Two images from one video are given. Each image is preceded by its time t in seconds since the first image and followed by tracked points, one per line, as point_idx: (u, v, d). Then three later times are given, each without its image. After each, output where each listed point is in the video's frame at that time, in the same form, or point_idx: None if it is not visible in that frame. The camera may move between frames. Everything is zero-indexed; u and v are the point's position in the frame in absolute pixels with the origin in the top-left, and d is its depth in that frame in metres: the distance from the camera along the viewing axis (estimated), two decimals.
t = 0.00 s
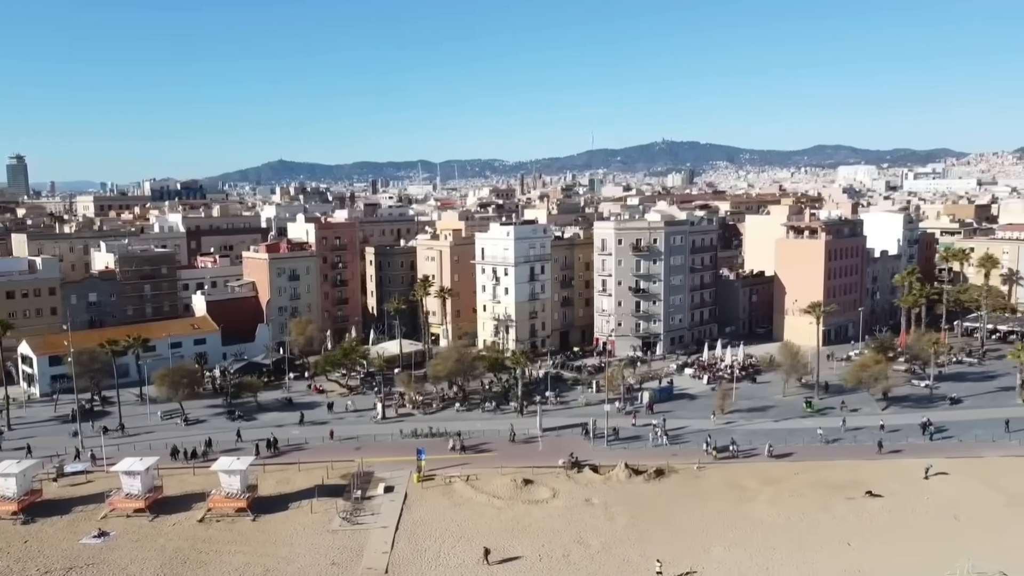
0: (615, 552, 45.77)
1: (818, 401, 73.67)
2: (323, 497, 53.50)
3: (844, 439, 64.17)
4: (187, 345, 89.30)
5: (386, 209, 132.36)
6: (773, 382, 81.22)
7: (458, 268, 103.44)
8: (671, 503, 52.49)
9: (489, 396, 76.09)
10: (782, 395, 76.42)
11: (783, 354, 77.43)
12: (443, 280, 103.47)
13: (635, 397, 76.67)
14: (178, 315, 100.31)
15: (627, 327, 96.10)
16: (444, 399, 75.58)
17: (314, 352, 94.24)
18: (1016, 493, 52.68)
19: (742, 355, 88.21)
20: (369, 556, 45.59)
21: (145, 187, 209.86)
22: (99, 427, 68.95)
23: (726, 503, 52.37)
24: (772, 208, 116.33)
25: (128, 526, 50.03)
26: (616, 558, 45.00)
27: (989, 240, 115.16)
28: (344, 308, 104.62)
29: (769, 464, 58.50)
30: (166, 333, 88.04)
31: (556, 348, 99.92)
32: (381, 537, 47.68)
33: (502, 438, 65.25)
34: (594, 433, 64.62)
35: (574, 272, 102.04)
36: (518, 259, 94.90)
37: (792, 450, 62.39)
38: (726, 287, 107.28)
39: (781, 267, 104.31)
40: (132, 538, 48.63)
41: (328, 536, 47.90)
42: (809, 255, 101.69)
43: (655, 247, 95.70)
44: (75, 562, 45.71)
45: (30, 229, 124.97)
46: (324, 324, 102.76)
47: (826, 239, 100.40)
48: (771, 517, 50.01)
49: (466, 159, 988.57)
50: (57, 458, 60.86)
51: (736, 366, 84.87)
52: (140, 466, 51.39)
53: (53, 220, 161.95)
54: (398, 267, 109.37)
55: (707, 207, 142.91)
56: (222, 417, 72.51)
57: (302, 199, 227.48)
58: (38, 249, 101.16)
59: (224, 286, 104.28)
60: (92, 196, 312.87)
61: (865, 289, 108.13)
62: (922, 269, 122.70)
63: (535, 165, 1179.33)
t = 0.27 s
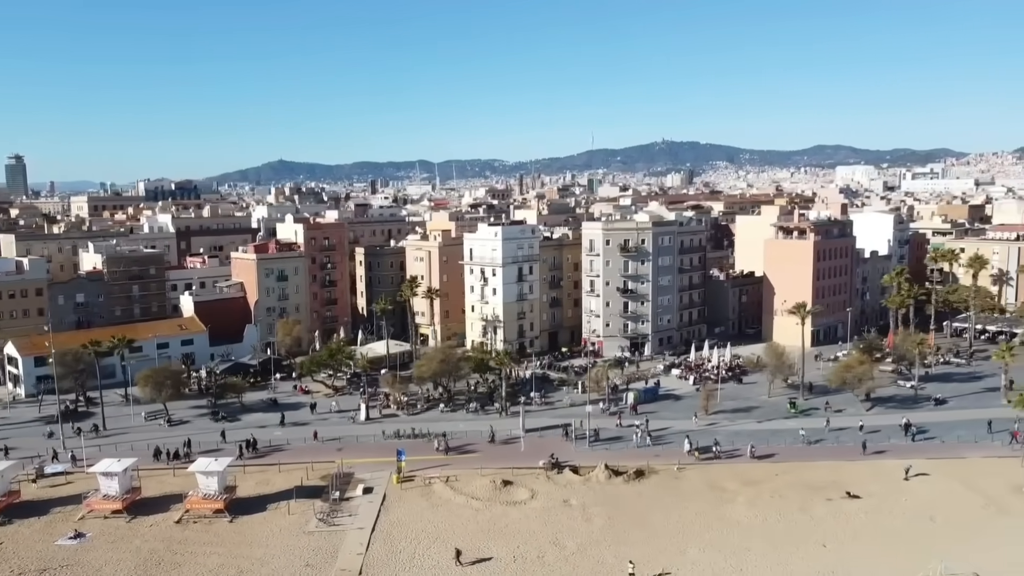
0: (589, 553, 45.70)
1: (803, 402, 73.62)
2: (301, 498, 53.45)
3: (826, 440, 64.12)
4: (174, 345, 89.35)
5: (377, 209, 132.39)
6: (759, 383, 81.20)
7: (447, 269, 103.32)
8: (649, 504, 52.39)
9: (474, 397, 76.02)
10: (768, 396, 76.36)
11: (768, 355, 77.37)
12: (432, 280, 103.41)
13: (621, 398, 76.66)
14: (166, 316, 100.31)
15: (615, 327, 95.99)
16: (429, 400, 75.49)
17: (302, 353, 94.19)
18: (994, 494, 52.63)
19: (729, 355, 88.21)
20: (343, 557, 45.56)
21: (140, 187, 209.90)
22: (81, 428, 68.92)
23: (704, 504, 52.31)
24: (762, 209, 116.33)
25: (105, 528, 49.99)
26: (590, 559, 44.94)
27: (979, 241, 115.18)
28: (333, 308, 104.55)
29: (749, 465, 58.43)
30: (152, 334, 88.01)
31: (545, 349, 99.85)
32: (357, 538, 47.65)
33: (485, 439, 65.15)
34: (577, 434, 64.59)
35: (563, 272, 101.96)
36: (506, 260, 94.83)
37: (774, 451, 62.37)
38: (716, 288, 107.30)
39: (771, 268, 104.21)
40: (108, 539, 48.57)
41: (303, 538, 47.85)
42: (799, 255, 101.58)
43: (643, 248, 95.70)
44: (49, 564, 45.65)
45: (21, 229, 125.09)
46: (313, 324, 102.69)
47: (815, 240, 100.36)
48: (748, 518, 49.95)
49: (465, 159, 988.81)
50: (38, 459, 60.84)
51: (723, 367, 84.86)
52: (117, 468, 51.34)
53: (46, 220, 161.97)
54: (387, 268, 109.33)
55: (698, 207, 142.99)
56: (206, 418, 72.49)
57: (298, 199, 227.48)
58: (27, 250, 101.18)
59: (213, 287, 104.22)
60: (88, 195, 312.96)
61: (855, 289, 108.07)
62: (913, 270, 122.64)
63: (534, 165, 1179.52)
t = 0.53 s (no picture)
0: (564, 554, 45.67)
1: (787, 403, 73.54)
2: (279, 499, 53.40)
3: (808, 441, 64.07)
4: (161, 346, 89.39)
5: (368, 210, 132.37)
6: (745, 384, 81.12)
7: (435, 269, 103.26)
8: (627, 505, 52.33)
9: (458, 398, 75.97)
10: (752, 397, 76.32)
11: (753, 356, 77.32)
12: (421, 281, 103.32)
13: (605, 398, 76.63)
14: (155, 316, 100.30)
15: (603, 328, 95.97)
16: (413, 400, 75.45)
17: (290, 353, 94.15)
18: (972, 497, 52.65)
19: (715, 356, 88.19)
20: (318, 559, 45.50)
21: (134, 187, 209.80)
22: (64, 429, 68.86)
23: (682, 505, 52.28)
24: (752, 209, 116.31)
25: (81, 529, 49.92)
26: (564, 560, 44.92)
27: (969, 242, 115.10)
28: (322, 309, 104.52)
29: (730, 466, 58.37)
30: (139, 335, 87.95)
31: (533, 349, 99.73)
32: (332, 540, 47.62)
33: (467, 440, 65.10)
34: (558, 435, 64.55)
35: (551, 273, 101.90)
36: (493, 260, 94.78)
37: (756, 452, 62.33)
38: (705, 288, 107.26)
39: (759, 268, 104.15)
40: (83, 540, 48.51)
41: (279, 539, 47.82)
42: (787, 255, 101.51)
43: (630, 248, 95.70)
44: (23, 565, 45.59)
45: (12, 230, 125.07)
46: (301, 325, 102.59)
47: (803, 241, 100.30)
48: (725, 520, 49.93)
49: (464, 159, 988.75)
50: (18, 460, 60.76)
51: (709, 367, 84.81)
52: (94, 469, 51.27)
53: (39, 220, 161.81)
54: (377, 268, 109.29)
55: (690, 208, 142.94)
56: (189, 419, 72.43)
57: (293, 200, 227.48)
58: (15, 251, 101.14)
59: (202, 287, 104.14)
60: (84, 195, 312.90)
61: (844, 290, 108.01)
62: (903, 270, 122.62)
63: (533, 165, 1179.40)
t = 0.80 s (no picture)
0: (534, 556, 45.63)
1: (769, 405, 73.46)
2: (253, 501, 53.36)
3: (787, 442, 64.04)
4: (145, 347, 89.40)
5: (357, 210, 132.28)
6: (728, 384, 81.06)
7: (422, 270, 103.17)
8: (601, 507, 52.28)
9: (440, 399, 75.91)
10: (735, 397, 76.25)
11: (736, 357, 77.26)
12: (408, 281, 103.24)
13: (588, 399, 76.57)
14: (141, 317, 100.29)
15: (589, 329, 95.93)
16: (395, 401, 75.37)
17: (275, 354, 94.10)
18: (947, 498, 52.56)
19: (700, 357, 88.13)
20: (287, 560, 45.42)
21: (128, 187, 209.75)
22: (43, 430, 68.80)
23: (656, 506, 52.25)
24: (740, 210, 116.27)
25: (54, 531, 49.88)
26: (533, 562, 44.89)
27: (958, 242, 115.02)
28: (309, 310, 104.47)
29: (706, 467, 58.31)
30: (123, 335, 87.92)
31: (519, 350, 99.62)
32: (303, 541, 47.58)
33: (446, 441, 65.02)
34: (537, 436, 64.52)
35: (537, 273, 101.81)
36: (479, 261, 94.72)
37: (734, 453, 62.28)
38: (692, 289, 107.22)
39: (746, 269, 104.06)
40: (54, 542, 48.47)
41: (250, 541, 47.78)
42: (774, 256, 101.43)
43: (616, 249, 95.67)
44: None
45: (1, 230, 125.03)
46: (288, 325, 102.54)
47: (790, 241, 100.26)
48: (697, 521, 49.86)
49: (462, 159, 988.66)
50: None
51: (693, 368, 84.80)
52: (67, 471, 51.21)
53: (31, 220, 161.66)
54: (364, 269, 109.26)
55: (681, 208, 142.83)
56: (170, 420, 72.35)
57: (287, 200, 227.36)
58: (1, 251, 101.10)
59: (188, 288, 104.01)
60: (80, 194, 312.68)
61: (832, 291, 107.95)
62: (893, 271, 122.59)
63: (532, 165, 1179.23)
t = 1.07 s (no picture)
0: (508, 558, 45.60)
1: (753, 405, 73.40)
2: (231, 502, 53.33)
3: (769, 443, 64.01)
4: (132, 347, 89.35)
5: (348, 210, 132.19)
6: (714, 386, 81.03)
7: (410, 270, 103.09)
8: (578, 508, 52.24)
9: (424, 399, 75.84)
10: (719, 398, 76.18)
11: (720, 358, 77.23)
12: (396, 282, 103.18)
13: (572, 400, 76.52)
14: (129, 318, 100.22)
15: (577, 329, 95.89)
16: (379, 402, 75.29)
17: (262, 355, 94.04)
18: (925, 499, 52.55)
19: (687, 357, 88.13)
20: (261, 562, 45.36)
21: (122, 187, 209.61)
22: (26, 431, 68.74)
23: (633, 507, 52.20)
24: (730, 210, 116.20)
25: (30, 532, 49.84)
26: (506, 564, 44.86)
27: (948, 242, 114.95)
28: (297, 310, 104.40)
29: (686, 468, 58.25)
30: (108, 336, 87.85)
31: (507, 350, 99.55)
32: (278, 543, 47.53)
33: (429, 442, 64.93)
34: (519, 437, 64.49)
35: (526, 274, 101.71)
36: (466, 261, 94.66)
37: (716, 454, 62.21)
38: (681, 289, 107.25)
39: (735, 269, 104.02)
40: (30, 543, 48.43)
41: (226, 542, 47.76)
42: (762, 257, 101.40)
43: (604, 249, 95.65)
44: None
45: None
46: (276, 326, 102.47)
47: (778, 242, 100.20)
48: (674, 522, 49.81)
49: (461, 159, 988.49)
50: None
51: (679, 369, 84.76)
52: (44, 472, 51.15)
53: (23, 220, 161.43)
54: (353, 270, 109.25)
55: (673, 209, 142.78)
56: (154, 421, 72.28)
57: (281, 200, 227.23)
58: None
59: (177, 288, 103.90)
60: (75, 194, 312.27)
61: (821, 291, 107.92)
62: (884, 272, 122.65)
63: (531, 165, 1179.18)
